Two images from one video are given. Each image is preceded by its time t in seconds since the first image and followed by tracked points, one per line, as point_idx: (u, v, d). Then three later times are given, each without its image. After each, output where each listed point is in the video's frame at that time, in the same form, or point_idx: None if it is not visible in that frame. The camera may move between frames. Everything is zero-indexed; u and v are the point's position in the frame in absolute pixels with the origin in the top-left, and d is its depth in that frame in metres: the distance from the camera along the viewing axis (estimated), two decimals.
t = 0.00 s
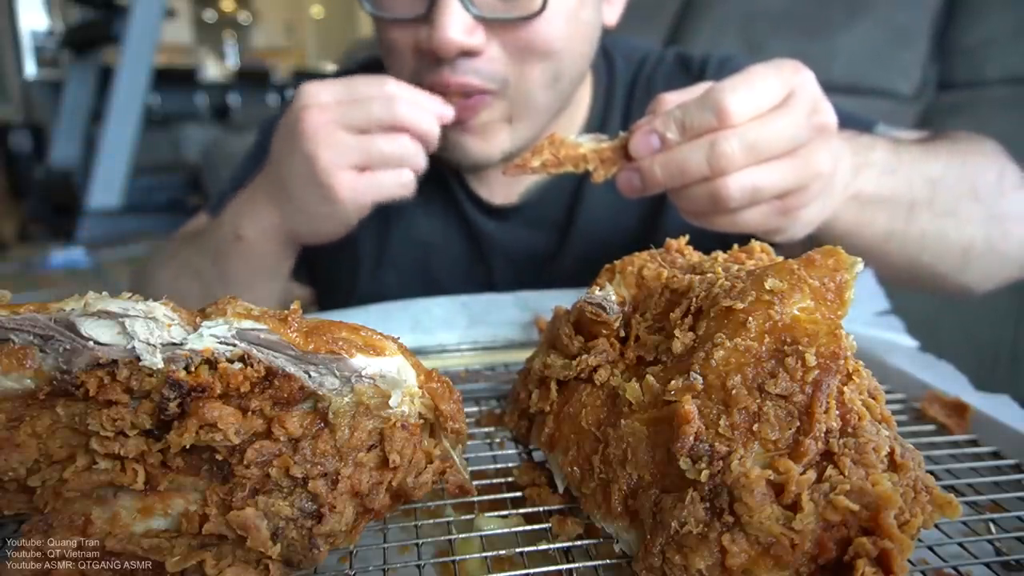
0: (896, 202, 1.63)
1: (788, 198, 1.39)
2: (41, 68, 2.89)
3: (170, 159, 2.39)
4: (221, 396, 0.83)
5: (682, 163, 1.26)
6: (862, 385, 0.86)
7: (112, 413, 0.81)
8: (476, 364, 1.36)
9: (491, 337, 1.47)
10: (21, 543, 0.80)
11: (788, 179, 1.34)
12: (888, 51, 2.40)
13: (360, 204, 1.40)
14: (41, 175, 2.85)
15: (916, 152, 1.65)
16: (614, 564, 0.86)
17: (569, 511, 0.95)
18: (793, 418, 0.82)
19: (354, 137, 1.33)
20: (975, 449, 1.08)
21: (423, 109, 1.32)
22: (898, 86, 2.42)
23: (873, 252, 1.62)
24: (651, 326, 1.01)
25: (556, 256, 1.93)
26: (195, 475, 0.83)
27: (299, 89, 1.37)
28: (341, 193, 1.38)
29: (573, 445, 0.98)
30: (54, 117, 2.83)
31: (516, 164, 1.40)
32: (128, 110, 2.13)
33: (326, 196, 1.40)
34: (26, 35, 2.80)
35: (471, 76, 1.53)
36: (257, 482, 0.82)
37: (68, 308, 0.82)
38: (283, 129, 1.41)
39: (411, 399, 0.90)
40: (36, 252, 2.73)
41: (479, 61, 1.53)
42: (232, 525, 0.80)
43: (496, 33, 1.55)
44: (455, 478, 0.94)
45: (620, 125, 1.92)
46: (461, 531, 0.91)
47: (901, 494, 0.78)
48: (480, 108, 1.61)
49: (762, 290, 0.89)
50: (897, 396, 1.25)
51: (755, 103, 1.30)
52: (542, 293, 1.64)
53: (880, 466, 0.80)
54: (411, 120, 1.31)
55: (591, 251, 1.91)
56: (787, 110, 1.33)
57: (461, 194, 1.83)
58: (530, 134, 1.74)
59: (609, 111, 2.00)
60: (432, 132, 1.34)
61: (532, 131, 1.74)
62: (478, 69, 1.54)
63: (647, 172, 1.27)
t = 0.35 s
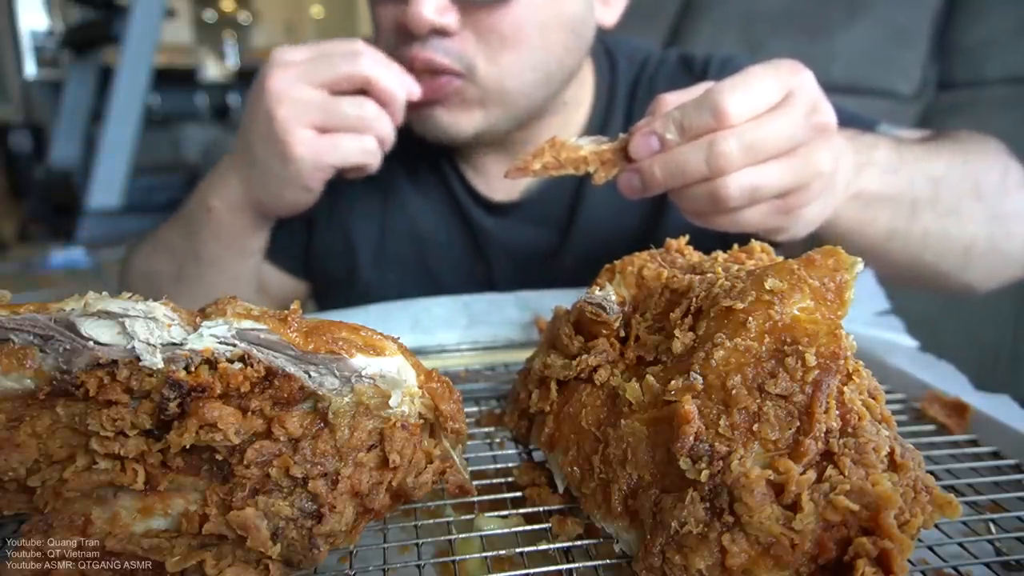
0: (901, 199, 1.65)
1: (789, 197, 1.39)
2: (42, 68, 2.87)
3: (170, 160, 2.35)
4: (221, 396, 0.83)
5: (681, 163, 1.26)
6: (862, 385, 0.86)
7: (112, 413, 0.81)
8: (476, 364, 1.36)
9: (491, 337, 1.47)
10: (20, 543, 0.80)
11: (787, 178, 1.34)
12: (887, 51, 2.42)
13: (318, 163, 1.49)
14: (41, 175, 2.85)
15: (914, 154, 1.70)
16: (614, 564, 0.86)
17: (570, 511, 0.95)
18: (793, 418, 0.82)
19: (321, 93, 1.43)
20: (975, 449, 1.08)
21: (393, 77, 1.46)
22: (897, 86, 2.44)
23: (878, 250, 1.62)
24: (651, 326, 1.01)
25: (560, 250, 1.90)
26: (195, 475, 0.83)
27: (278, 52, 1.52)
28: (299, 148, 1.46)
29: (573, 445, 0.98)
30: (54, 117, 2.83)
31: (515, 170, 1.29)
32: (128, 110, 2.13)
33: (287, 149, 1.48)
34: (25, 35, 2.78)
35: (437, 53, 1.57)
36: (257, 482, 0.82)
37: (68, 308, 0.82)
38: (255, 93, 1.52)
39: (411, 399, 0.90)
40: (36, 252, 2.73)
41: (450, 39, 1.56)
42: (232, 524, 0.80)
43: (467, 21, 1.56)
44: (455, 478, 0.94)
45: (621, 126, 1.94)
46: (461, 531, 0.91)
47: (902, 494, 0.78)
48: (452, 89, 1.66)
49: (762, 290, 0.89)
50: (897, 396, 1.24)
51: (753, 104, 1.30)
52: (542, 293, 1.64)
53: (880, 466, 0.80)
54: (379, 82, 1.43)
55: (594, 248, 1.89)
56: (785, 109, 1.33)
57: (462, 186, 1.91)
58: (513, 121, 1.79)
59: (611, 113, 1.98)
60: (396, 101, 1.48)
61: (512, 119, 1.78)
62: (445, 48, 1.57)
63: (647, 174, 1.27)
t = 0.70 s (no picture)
0: (902, 200, 1.68)
1: (789, 199, 1.40)
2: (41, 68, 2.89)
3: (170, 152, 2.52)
4: (221, 396, 0.83)
5: (679, 168, 1.25)
6: (862, 385, 0.86)
7: (112, 413, 0.80)
8: (476, 364, 1.36)
9: (491, 337, 1.47)
10: (21, 543, 0.80)
11: (786, 182, 1.35)
12: (885, 50, 2.42)
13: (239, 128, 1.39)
14: (42, 175, 2.85)
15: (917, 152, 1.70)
16: (614, 563, 0.86)
17: (570, 511, 0.95)
18: (793, 418, 0.82)
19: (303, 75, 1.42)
20: (975, 449, 1.08)
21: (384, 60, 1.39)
22: (897, 86, 2.44)
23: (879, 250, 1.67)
24: (651, 326, 1.01)
25: (559, 253, 1.94)
26: (195, 475, 0.83)
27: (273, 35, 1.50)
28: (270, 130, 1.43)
29: (573, 445, 0.98)
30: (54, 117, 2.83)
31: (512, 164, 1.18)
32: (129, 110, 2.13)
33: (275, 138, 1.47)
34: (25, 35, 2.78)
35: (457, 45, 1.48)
36: (257, 482, 0.82)
37: (68, 308, 0.82)
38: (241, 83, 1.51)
39: (411, 398, 0.90)
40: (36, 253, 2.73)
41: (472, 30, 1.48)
42: (232, 524, 0.80)
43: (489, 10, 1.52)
44: (455, 478, 0.94)
45: (620, 133, 2.00)
46: (461, 530, 0.91)
47: (902, 494, 0.78)
48: (470, 82, 1.60)
49: (762, 290, 0.89)
50: (896, 396, 1.24)
51: (752, 107, 1.30)
52: (541, 292, 1.64)
53: (880, 466, 0.80)
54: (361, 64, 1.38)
55: (592, 250, 1.93)
56: (784, 112, 1.33)
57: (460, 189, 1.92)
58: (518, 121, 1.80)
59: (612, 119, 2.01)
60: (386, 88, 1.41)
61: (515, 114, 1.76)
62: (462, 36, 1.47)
63: (647, 180, 1.26)
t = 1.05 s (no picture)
0: (896, 191, 1.63)
1: (792, 198, 1.40)
2: (39, 69, 2.95)
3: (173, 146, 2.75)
4: (221, 396, 0.83)
5: (682, 175, 1.23)
6: (862, 385, 0.86)
7: (112, 413, 0.80)
8: (476, 364, 1.36)
9: (491, 337, 1.47)
10: (21, 543, 0.80)
11: (788, 182, 1.35)
12: (884, 49, 2.43)
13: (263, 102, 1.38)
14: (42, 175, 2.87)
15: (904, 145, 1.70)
16: (614, 564, 0.86)
17: (570, 511, 0.95)
18: (793, 418, 0.82)
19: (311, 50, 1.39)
20: (975, 449, 1.08)
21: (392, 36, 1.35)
22: (897, 86, 2.45)
23: (869, 243, 1.67)
24: (651, 326, 1.01)
25: (556, 249, 1.89)
26: (195, 475, 0.83)
27: None
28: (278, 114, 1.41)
29: (573, 445, 0.98)
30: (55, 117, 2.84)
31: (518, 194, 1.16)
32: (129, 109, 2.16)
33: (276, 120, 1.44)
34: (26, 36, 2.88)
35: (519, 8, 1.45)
36: (257, 482, 0.82)
37: (68, 308, 0.82)
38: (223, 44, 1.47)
39: (411, 399, 0.90)
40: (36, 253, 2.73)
41: None
42: (232, 525, 0.80)
43: None
44: (455, 478, 0.94)
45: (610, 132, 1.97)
46: (461, 531, 0.91)
47: (901, 494, 0.78)
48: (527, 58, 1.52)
49: (762, 290, 0.89)
50: (896, 396, 1.24)
51: (750, 111, 1.28)
52: (541, 292, 1.64)
53: (880, 466, 0.80)
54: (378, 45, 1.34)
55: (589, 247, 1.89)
56: (782, 112, 1.31)
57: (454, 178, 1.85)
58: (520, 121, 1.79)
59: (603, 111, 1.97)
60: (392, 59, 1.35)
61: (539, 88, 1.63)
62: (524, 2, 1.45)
63: (654, 190, 1.22)
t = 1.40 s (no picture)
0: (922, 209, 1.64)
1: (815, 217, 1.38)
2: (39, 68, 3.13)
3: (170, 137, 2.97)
4: (221, 396, 0.83)
5: (702, 193, 1.24)
6: (862, 385, 0.86)
7: (112, 413, 0.80)
8: (476, 364, 1.36)
9: (491, 337, 1.47)
10: (20, 543, 0.80)
11: (814, 200, 1.33)
12: (886, 49, 2.44)
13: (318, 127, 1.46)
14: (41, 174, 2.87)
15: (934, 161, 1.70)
16: (614, 564, 0.86)
17: (569, 511, 0.95)
18: (793, 418, 0.82)
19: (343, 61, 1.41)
20: (975, 449, 1.08)
21: (420, 37, 1.39)
22: (898, 86, 2.46)
23: (890, 258, 1.69)
24: (651, 326, 1.01)
25: (560, 259, 1.90)
26: (195, 475, 0.83)
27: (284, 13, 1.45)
28: (328, 126, 1.45)
29: (573, 445, 0.98)
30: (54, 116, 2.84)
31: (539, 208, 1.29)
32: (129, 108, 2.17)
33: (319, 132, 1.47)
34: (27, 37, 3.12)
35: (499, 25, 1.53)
36: (257, 482, 0.82)
37: (68, 308, 0.82)
38: (253, 57, 1.49)
39: (411, 399, 0.90)
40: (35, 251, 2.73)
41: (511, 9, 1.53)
42: (232, 524, 0.80)
43: None
44: (455, 478, 0.94)
45: (614, 134, 1.98)
46: (461, 531, 0.91)
47: (902, 494, 0.78)
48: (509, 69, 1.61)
49: (762, 290, 0.89)
50: (896, 397, 1.24)
51: (774, 129, 1.28)
52: (541, 292, 1.64)
53: (880, 466, 0.80)
54: (411, 49, 1.39)
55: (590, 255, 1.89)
56: (806, 131, 1.30)
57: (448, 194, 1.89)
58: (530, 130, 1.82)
59: (613, 118, 1.98)
60: (424, 60, 1.40)
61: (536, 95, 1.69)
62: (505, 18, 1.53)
63: (672, 207, 1.24)
